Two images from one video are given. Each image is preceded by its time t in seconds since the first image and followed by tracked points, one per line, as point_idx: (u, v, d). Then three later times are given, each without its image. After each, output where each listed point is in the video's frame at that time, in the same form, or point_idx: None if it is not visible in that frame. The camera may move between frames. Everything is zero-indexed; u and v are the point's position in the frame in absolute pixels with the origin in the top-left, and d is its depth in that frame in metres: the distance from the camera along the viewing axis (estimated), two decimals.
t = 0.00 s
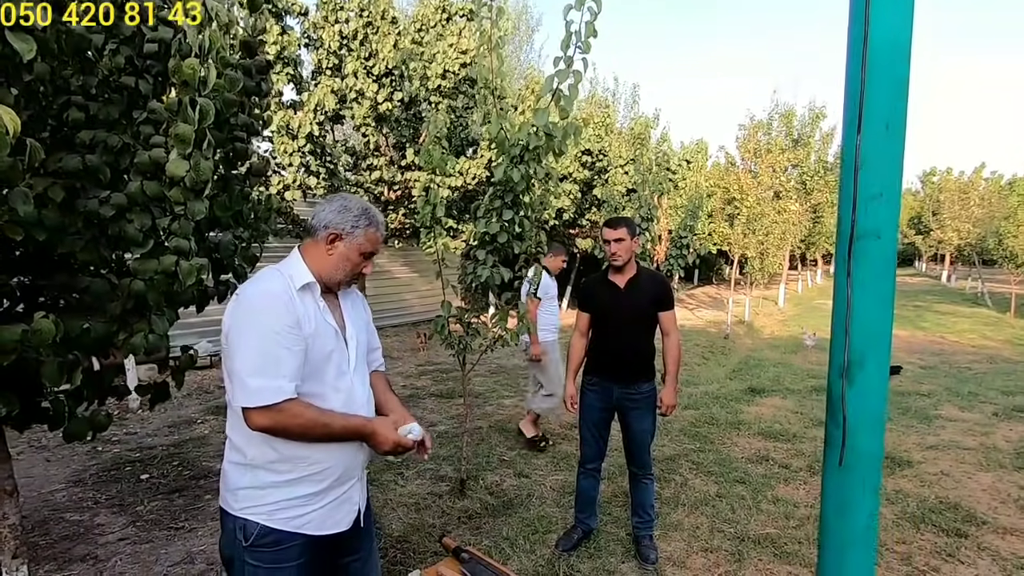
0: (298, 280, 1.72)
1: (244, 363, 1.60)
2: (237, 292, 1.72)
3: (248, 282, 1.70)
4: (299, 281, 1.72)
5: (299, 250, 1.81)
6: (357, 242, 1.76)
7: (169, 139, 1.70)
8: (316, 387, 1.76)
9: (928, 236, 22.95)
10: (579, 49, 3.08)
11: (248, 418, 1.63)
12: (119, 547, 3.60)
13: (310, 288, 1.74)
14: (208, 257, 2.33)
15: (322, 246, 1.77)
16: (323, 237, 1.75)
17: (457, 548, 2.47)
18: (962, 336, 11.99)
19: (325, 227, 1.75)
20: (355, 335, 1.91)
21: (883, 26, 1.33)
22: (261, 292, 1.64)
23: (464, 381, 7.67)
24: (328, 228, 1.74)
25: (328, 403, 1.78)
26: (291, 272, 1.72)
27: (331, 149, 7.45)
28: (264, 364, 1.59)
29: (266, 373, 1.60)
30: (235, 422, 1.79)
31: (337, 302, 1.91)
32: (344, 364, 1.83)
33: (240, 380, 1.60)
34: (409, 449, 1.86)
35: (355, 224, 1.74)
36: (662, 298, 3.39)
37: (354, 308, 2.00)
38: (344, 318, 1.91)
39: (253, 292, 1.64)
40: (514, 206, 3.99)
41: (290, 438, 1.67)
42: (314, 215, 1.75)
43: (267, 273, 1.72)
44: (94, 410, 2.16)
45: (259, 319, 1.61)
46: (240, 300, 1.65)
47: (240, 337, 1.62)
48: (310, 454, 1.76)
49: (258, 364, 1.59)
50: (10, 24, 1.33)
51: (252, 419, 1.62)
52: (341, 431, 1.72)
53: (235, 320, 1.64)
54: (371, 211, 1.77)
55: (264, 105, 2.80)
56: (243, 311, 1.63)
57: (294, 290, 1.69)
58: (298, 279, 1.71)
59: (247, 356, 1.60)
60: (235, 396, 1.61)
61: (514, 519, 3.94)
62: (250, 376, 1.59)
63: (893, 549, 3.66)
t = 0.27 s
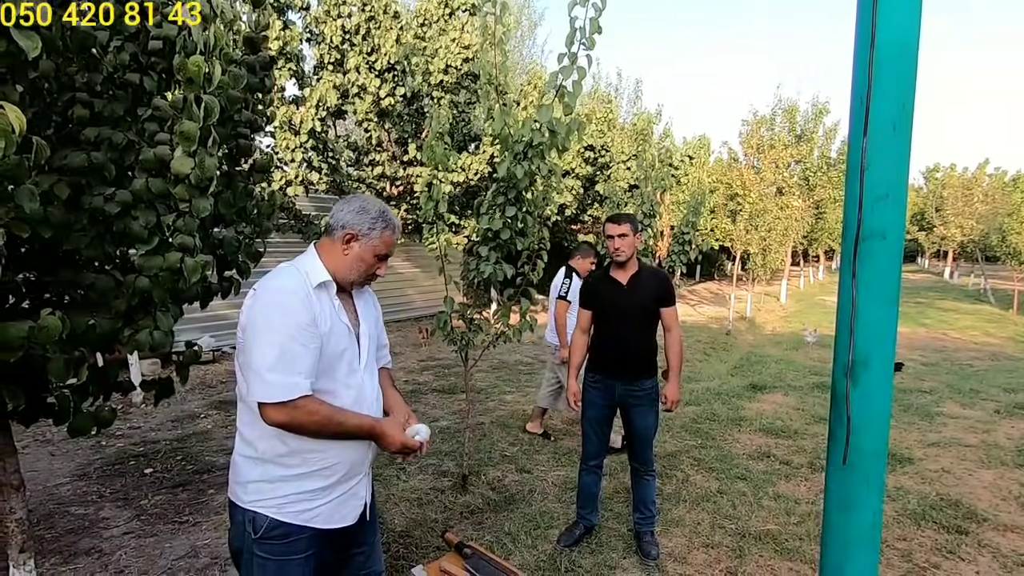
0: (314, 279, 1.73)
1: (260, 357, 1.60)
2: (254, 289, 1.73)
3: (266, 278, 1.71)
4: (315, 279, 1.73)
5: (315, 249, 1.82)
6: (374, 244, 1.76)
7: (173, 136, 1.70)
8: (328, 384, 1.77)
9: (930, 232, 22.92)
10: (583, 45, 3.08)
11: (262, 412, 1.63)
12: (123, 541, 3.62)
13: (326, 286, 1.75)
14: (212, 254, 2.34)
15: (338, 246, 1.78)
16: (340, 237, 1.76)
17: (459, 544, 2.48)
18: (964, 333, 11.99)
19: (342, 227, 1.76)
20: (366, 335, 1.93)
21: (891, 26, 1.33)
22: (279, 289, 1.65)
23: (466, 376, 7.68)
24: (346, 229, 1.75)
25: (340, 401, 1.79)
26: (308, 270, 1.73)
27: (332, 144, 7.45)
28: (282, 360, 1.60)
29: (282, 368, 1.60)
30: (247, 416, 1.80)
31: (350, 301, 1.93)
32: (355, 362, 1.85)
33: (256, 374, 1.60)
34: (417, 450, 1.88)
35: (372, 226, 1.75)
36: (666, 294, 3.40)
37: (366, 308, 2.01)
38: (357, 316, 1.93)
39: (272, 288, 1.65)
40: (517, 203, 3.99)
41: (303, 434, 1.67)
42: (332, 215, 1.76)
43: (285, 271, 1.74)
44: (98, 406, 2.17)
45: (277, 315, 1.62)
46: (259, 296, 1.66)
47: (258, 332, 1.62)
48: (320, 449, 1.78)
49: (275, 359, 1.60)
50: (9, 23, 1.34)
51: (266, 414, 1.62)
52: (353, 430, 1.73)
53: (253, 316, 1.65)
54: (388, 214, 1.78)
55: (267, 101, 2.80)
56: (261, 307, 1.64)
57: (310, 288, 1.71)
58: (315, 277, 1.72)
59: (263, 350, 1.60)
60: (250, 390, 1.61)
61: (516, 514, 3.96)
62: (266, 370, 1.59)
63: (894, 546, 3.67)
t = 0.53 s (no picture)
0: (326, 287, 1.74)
1: (272, 363, 1.60)
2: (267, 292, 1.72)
3: (279, 283, 1.71)
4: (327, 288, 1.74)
5: (327, 256, 1.82)
6: (386, 256, 1.77)
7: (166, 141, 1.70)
8: (333, 391, 1.78)
9: (921, 235, 23.08)
10: (577, 51, 3.10)
11: (268, 416, 1.63)
12: (114, 545, 3.61)
13: (338, 295, 1.75)
14: (205, 258, 2.33)
15: (351, 256, 1.78)
16: (353, 248, 1.77)
17: (452, 548, 2.48)
18: (954, 336, 12.08)
19: (356, 238, 1.76)
20: (371, 343, 1.94)
21: (878, 40, 1.35)
22: (292, 295, 1.65)
23: (460, 379, 7.69)
24: (360, 240, 1.76)
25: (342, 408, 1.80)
26: (321, 278, 1.74)
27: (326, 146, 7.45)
28: (293, 366, 1.60)
29: (293, 375, 1.61)
30: (250, 417, 1.80)
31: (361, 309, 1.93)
32: (358, 370, 1.86)
33: (267, 379, 1.60)
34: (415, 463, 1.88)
35: (386, 239, 1.75)
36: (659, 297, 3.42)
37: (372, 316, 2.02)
38: (364, 324, 1.93)
39: (286, 295, 1.65)
40: (511, 206, 3.99)
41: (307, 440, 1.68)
42: (346, 226, 1.77)
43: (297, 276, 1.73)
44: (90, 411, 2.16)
45: (290, 322, 1.62)
46: (272, 302, 1.66)
47: (270, 338, 1.62)
48: (321, 454, 1.78)
49: (286, 366, 1.60)
50: (9, 24, 1.33)
51: (272, 419, 1.63)
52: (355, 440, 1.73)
53: (266, 320, 1.65)
54: (402, 227, 1.78)
55: (261, 105, 2.80)
56: (274, 314, 1.64)
57: (322, 296, 1.71)
58: (327, 286, 1.72)
59: (274, 356, 1.61)
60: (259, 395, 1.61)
61: (509, 517, 3.96)
62: (277, 376, 1.59)
63: (883, 548, 3.70)
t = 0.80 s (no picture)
0: (337, 295, 1.73)
1: (278, 369, 1.60)
2: (277, 296, 1.72)
3: (290, 289, 1.70)
4: (338, 296, 1.73)
5: (341, 262, 1.82)
6: (399, 268, 1.77)
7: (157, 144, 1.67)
8: (335, 400, 1.77)
9: (912, 239, 23.24)
10: (571, 54, 3.09)
11: (270, 421, 1.63)
12: (103, 552, 3.57)
13: (347, 305, 1.74)
14: (197, 261, 2.31)
15: (364, 266, 1.78)
16: (366, 258, 1.76)
17: (446, 554, 2.44)
18: (945, 339, 12.15)
19: (369, 248, 1.76)
20: (377, 353, 1.93)
21: (872, 46, 1.35)
22: (303, 302, 1.64)
23: (454, 382, 7.66)
24: (373, 250, 1.75)
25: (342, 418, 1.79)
26: (332, 286, 1.73)
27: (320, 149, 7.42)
28: (299, 374, 1.60)
29: (298, 383, 1.60)
30: (253, 419, 1.79)
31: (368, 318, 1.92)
32: (362, 379, 1.85)
33: (272, 385, 1.60)
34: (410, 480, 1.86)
35: (399, 252, 1.75)
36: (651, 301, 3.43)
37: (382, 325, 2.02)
38: (372, 332, 1.92)
39: (297, 301, 1.65)
40: (505, 210, 3.98)
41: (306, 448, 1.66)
42: (361, 235, 1.77)
43: (309, 282, 1.73)
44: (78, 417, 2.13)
45: (299, 329, 1.62)
46: (282, 307, 1.65)
47: (278, 343, 1.62)
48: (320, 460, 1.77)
49: (291, 373, 1.59)
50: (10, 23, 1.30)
51: (274, 424, 1.62)
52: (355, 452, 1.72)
53: (275, 325, 1.64)
54: (417, 240, 1.78)
55: (254, 107, 2.78)
56: (283, 319, 1.63)
57: (333, 304, 1.71)
58: (338, 294, 1.72)
59: (281, 362, 1.60)
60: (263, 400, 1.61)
61: (503, 522, 3.94)
62: (282, 383, 1.59)
63: (877, 552, 3.70)
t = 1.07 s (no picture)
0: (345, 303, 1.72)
1: (284, 378, 1.58)
2: (284, 302, 1.70)
3: (298, 296, 1.68)
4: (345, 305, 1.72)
5: (348, 270, 1.81)
6: (407, 277, 1.76)
7: (145, 142, 1.64)
8: (338, 408, 1.76)
9: (904, 241, 23.36)
10: (565, 55, 3.08)
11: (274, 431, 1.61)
12: (91, 558, 3.52)
13: (355, 313, 1.73)
14: (186, 262, 2.28)
15: (371, 274, 1.77)
16: (374, 266, 1.76)
17: (439, 559, 2.40)
18: (937, 340, 12.21)
19: (378, 257, 1.75)
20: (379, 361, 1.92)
21: (871, 44, 1.34)
22: (312, 310, 1.63)
23: (447, 384, 7.64)
24: (382, 259, 1.74)
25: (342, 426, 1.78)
26: (340, 294, 1.72)
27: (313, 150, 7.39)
28: (306, 383, 1.59)
29: (304, 393, 1.59)
30: (252, 422, 1.77)
31: (374, 324, 1.92)
32: (364, 388, 1.84)
33: (277, 394, 1.58)
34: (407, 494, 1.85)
35: (408, 261, 1.74)
36: (643, 302, 3.40)
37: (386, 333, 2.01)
38: (377, 340, 1.91)
39: (305, 309, 1.63)
40: (499, 211, 3.96)
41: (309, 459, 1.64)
42: (369, 243, 1.76)
43: (316, 289, 1.71)
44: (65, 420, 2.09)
45: (307, 339, 1.60)
46: (290, 314, 1.64)
47: (285, 352, 1.60)
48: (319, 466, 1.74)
49: (298, 383, 1.58)
50: None
51: (279, 433, 1.60)
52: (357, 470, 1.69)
53: (282, 333, 1.62)
54: (426, 249, 1.78)
55: (245, 107, 2.75)
56: (291, 326, 1.62)
57: (340, 312, 1.69)
58: (346, 303, 1.71)
59: (289, 371, 1.58)
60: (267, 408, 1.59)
61: (497, 525, 3.92)
62: (289, 392, 1.57)
63: (872, 554, 3.69)
